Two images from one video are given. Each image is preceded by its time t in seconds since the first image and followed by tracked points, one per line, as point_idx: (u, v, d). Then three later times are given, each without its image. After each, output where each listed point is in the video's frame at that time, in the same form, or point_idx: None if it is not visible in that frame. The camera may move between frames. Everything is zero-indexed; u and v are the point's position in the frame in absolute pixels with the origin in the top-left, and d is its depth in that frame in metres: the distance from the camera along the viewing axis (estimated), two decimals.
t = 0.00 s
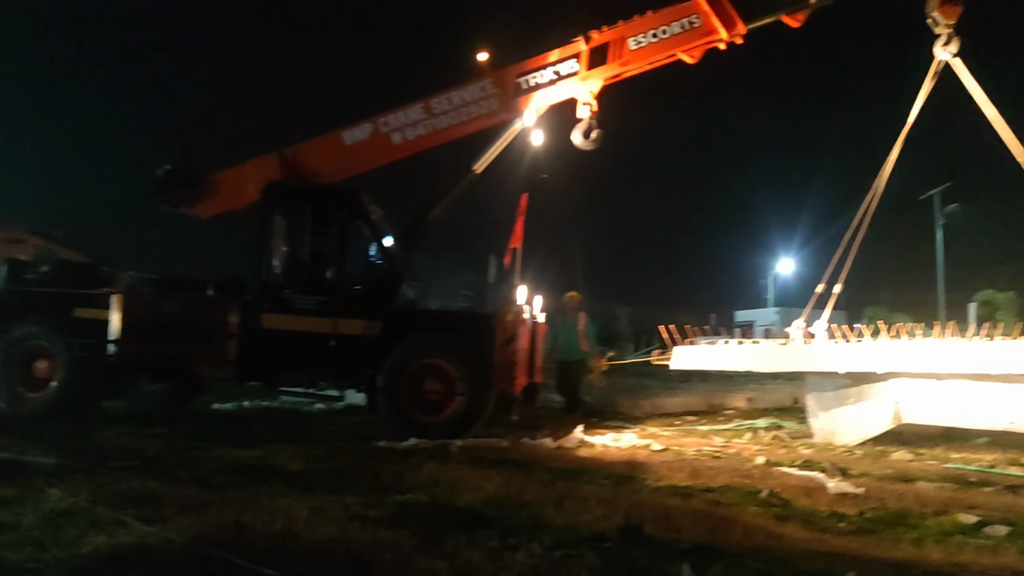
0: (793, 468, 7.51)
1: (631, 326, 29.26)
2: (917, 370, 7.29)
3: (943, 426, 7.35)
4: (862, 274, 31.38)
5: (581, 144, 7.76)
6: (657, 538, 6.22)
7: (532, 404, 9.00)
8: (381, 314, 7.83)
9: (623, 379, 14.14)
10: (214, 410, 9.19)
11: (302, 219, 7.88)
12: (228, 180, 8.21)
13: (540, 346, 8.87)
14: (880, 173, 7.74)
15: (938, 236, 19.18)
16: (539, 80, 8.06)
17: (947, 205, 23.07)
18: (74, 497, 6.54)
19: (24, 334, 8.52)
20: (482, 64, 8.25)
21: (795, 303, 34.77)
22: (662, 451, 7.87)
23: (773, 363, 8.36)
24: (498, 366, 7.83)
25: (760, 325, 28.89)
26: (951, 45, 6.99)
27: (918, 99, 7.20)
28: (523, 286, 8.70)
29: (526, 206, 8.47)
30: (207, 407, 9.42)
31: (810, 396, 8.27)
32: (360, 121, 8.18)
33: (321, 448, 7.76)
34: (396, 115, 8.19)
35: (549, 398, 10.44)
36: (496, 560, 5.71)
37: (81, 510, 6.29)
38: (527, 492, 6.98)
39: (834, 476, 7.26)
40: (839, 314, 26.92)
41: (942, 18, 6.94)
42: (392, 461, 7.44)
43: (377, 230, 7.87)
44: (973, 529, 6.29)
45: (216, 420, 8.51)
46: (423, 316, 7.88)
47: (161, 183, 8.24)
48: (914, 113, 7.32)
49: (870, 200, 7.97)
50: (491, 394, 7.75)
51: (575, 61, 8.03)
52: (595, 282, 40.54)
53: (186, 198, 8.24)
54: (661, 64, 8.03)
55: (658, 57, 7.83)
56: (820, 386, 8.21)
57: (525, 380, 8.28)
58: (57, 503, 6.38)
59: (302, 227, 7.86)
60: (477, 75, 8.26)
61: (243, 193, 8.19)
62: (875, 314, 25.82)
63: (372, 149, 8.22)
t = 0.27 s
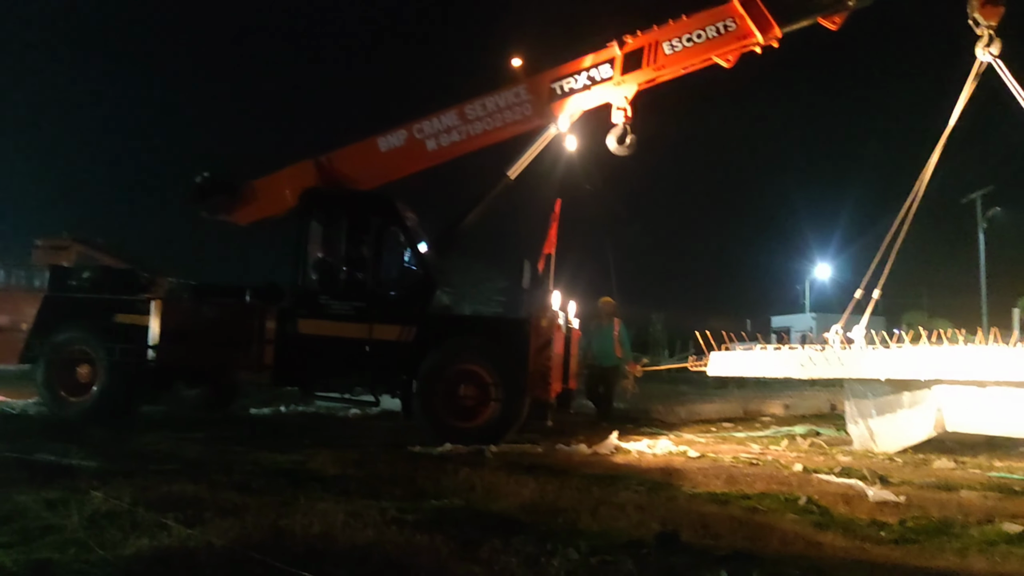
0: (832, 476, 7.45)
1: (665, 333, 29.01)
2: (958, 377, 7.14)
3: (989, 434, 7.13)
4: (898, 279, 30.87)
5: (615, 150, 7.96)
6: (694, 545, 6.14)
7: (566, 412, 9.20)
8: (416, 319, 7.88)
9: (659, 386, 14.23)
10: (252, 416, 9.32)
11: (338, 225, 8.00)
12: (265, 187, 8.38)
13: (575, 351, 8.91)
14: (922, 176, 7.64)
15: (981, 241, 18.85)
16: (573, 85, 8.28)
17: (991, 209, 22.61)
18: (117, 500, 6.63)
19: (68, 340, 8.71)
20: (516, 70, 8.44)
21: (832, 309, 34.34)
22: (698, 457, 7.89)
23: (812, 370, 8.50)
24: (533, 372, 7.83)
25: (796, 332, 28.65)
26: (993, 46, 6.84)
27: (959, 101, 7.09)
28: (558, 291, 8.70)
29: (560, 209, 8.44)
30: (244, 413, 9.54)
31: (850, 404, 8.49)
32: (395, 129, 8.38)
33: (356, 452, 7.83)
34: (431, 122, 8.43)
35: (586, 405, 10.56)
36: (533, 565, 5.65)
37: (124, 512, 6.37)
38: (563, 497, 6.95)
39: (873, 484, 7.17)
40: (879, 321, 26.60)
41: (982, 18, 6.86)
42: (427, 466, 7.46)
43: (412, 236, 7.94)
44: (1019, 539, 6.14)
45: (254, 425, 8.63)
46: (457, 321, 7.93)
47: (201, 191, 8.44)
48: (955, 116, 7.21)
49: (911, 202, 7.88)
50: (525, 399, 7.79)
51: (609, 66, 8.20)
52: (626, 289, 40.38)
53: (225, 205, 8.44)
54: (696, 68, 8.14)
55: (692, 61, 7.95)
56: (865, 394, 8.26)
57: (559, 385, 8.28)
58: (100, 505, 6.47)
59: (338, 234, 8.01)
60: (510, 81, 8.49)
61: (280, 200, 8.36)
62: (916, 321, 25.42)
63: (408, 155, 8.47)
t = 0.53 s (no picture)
0: (857, 473, 7.43)
1: (687, 329, 28.84)
2: (984, 374, 7.09)
3: (1015, 431, 7.07)
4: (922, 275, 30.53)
5: (638, 146, 7.96)
6: (718, 541, 6.08)
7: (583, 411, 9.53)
8: (439, 315, 7.92)
9: (681, 382, 14.28)
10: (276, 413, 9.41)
11: (361, 221, 8.07)
12: (289, 185, 8.47)
13: (597, 347, 8.96)
14: (948, 171, 7.59)
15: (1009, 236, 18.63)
16: (595, 81, 8.30)
17: (1017, 204, 22.26)
18: (144, 493, 6.69)
19: (95, 335, 8.82)
20: (538, 66, 8.45)
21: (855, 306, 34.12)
22: (721, 454, 7.96)
23: (835, 366, 8.51)
24: (555, 368, 7.83)
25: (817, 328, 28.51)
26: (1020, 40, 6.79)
27: (988, 95, 6.99)
28: (580, 288, 8.73)
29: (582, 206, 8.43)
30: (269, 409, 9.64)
31: (874, 399, 8.50)
32: (418, 125, 8.45)
33: (379, 448, 7.89)
34: (454, 118, 8.47)
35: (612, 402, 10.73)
36: (557, 559, 5.60)
37: (151, 505, 6.42)
38: (585, 493, 6.94)
39: (898, 481, 7.14)
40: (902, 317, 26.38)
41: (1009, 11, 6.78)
42: (450, 462, 7.50)
43: (434, 232, 7.99)
44: None
45: (278, 421, 8.73)
46: (480, 317, 7.99)
47: (225, 188, 8.55)
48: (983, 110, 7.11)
49: (936, 196, 7.86)
50: (548, 395, 7.82)
51: (632, 62, 8.19)
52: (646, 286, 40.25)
53: (249, 201, 8.55)
54: (719, 64, 8.13)
55: (715, 57, 7.96)
56: (890, 390, 8.26)
57: (581, 381, 8.30)
58: (128, 499, 6.54)
59: (360, 231, 8.06)
60: (532, 77, 8.52)
61: (303, 197, 8.45)
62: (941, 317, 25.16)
63: (430, 152, 8.51)
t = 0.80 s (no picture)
0: (878, 471, 7.41)
1: (705, 327, 28.91)
2: (1007, 372, 7.04)
3: None
4: (943, 271, 30.22)
5: (656, 142, 7.92)
6: (740, 539, 6.02)
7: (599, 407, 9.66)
8: (458, 313, 7.94)
9: (702, 380, 14.31)
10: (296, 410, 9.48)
11: (381, 218, 8.12)
12: (308, 184, 8.53)
13: (616, 345, 8.98)
14: (971, 166, 7.53)
15: None
16: (614, 78, 8.30)
17: None
18: (167, 490, 6.74)
19: (117, 333, 8.91)
20: (556, 64, 8.47)
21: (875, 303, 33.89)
22: (741, 451, 7.99)
23: (855, 363, 8.40)
24: (574, 365, 7.87)
25: (837, 325, 28.37)
26: None
27: (1011, 90, 6.92)
28: (599, 284, 8.77)
29: (600, 204, 8.53)
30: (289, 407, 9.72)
31: (894, 396, 8.43)
32: (437, 124, 8.47)
33: (399, 446, 7.94)
34: (472, 116, 8.48)
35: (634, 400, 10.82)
36: (578, 556, 5.55)
37: (173, 502, 6.46)
38: (605, 491, 6.93)
39: (921, 479, 7.09)
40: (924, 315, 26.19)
41: None
42: (469, 459, 7.52)
43: (453, 230, 8.05)
44: None
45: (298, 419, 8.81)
46: (498, 314, 8.01)
47: (245, 187, 8.63)
48: (1006, 105, 7.05)
49: (959, 191, 7.80)
50: (567, 391, 7.80)
51: (650, 58, 8.20)
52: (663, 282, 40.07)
53: (269, 200, 8.63)
54: (738, 60, 8.14)
55: (734, 52, 7.97)
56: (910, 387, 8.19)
57: (600, 378, 8.29)
58: (150, 495, 6.59)
59: (380, 229, 8.11)
60: (550, 74, 8.52)
61: (322, 196, 8.50)
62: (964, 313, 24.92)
63: (449, 150, 8.53)
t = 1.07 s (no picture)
0: (900, 468, 7.37)
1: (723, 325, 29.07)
2: None
3: None
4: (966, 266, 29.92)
5: (675, 138, 7.98)
6: (760, 537, 5.97)
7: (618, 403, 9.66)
8: (476, 310, 7.95)
9: (721, 377, 14.30)
10: (316, 408, 9.53)
11: (398, 215, 8.15)
12: (327, 182, 8.57)
13: (634, 343, 8.98)
14: (994, 160, 7.46)
15: None
16: (632, 74, 8.30)
17: None
18: (188, 487, 6.79)
19: (138, 331, 9.01)
20: (573, 61, 8.46)
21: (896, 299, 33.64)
22: (760, 449, 8.00)
23: (875, 359, 8.38)
24: (592, 363, 7.86)
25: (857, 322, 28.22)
26: None
27: None
28: (618, 282, 8.74)
29: (618, 202, 8.50)
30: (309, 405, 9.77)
31: (915, 393, 8.42)
32: (454, 121, 8.48)
33: (417, 444, 7.98)
34: (489, 114, 8.48)
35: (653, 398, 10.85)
36: (597, 554, 5.51)
37: (195, 498, 6.51)
38: (624, 489, 6.91)
39: (944, 477, 7.03)
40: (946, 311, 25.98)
41: None
42: (488, 457, 7.52)
43: (471, 228, 8.03)
44: None
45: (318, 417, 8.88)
46: (516, 312, 8.02)
47: (264, 185, 8.70)
48: None
49: (981, 186, 7.73)
50: (585, 389, 7.80)
51: (668, 54, 8.20)
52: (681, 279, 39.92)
53: (288, 198, 8.66)
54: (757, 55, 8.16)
55: (753, 48, 7.98)
56: (932, 383, 8.22)
57: (618, 375, 8.28)
58: (172, 492, 6.64)
59: (398, 226, 8.13)
60: (568, 71, 8.51)
61: (340, 194, 8.54)
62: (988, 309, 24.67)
63: (466, 148, 8.53)
